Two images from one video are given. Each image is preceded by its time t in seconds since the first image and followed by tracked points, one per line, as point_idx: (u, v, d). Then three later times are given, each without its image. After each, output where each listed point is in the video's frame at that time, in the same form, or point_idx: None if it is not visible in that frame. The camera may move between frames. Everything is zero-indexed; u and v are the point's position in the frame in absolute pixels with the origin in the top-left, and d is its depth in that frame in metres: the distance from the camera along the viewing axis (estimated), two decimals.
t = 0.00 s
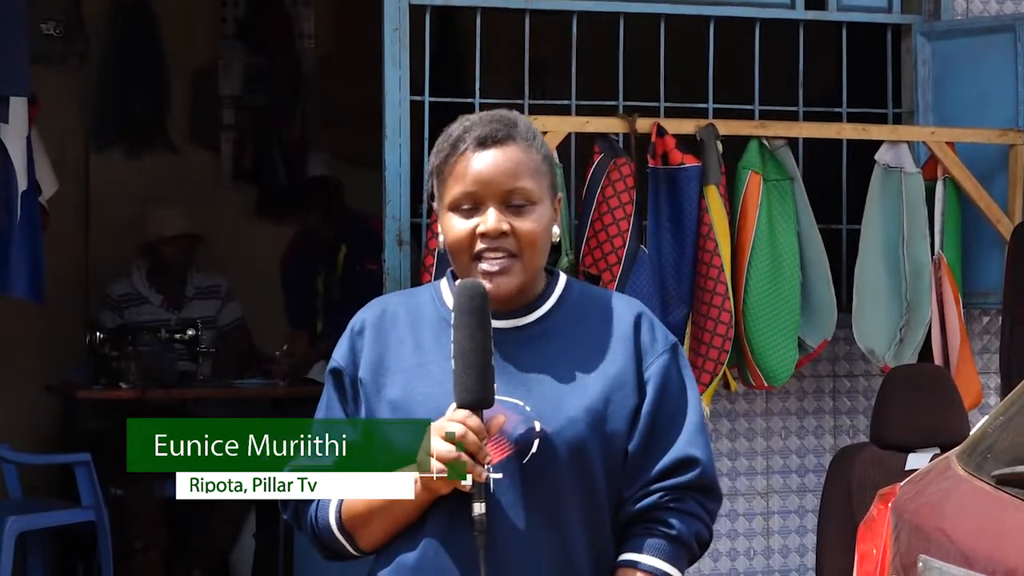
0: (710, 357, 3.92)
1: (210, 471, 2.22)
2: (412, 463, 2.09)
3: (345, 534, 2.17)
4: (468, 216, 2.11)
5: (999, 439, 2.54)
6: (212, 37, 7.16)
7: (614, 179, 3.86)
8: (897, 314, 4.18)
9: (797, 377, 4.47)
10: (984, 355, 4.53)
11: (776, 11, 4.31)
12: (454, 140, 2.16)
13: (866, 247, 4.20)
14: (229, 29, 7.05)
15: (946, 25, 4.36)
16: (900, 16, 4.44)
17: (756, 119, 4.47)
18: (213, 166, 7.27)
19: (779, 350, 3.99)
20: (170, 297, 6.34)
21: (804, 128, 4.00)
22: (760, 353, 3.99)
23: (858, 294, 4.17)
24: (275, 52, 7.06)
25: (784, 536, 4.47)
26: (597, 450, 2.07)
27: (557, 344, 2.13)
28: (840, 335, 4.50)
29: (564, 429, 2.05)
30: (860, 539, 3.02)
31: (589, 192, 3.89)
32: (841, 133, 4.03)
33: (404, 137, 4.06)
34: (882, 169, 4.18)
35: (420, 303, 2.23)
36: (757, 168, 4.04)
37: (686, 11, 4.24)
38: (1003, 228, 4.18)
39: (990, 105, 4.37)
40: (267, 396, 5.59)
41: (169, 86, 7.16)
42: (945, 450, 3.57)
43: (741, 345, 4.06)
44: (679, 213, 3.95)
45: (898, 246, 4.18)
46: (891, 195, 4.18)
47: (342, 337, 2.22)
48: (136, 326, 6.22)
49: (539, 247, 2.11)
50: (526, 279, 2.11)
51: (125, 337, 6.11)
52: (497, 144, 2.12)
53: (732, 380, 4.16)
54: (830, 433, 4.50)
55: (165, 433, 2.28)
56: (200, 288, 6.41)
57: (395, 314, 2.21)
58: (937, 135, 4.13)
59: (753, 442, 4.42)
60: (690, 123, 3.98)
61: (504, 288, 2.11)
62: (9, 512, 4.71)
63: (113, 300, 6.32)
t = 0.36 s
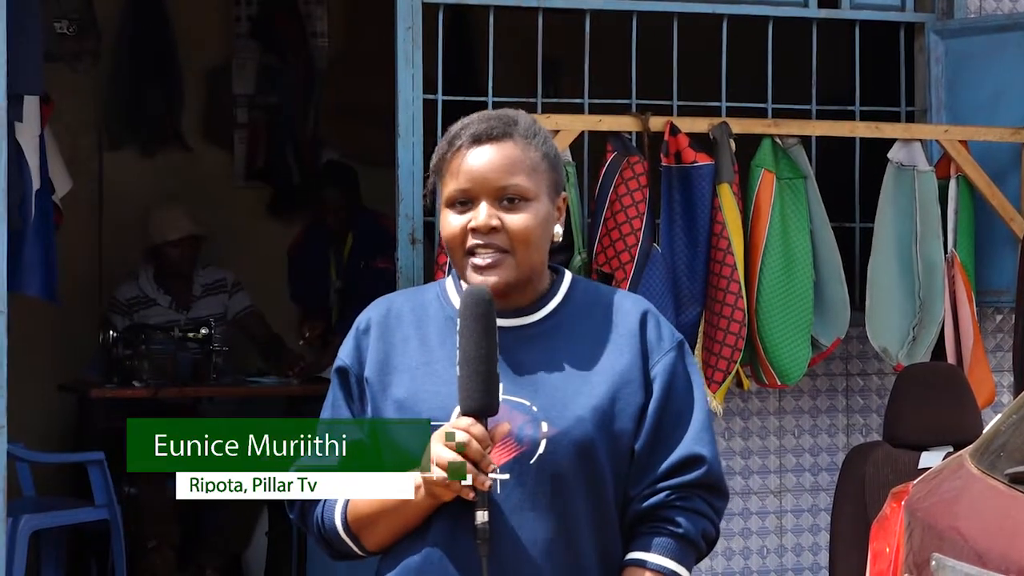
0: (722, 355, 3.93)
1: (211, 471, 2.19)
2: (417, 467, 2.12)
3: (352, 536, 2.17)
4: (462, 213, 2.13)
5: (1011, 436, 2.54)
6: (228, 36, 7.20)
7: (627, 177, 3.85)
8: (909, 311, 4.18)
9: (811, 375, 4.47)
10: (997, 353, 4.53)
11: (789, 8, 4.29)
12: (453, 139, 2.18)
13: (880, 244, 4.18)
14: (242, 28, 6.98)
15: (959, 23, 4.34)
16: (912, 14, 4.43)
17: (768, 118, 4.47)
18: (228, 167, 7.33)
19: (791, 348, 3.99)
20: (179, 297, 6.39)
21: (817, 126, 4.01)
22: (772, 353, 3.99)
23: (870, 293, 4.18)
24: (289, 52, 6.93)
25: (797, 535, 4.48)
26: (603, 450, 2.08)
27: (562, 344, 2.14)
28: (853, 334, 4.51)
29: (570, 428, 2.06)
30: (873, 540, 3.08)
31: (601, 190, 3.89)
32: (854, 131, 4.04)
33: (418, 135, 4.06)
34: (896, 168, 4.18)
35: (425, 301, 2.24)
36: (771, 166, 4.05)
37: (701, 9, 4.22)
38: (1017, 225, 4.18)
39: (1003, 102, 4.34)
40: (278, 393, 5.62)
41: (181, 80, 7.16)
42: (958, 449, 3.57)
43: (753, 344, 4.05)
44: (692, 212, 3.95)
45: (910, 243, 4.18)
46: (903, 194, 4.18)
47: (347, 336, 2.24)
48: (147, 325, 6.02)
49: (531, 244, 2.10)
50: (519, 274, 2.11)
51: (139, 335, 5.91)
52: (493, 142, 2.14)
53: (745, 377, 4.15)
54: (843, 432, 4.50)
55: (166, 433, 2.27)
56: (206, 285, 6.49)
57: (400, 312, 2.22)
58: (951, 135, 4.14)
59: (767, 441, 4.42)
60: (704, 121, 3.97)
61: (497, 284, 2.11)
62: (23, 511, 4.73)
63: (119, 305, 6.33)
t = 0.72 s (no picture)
0: (734, 353, 3.93)
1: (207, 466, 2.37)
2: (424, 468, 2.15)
3: (359, 537, 2.18)
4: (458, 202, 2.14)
5: (1022, 435, 2.54)
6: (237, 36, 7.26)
7: (637, 176, 3.85)
8: (920, 310, 4.18)
9: (822, 374, 4.47)
10: (1009, 352, 4.53)
11: (797, 7, 4.29)
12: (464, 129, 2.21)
13: (892, 240, 4.19)
14: (253, 27, 7.08)
15: (969, 22, 4.34)
16: (922, 11, 4.44)
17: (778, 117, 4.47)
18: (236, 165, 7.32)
19: (802, 347, 3.99)
20: (185, 297, 6.38)
21: (827, 125, 4.00)
22: (784, 352, 3.99)
23: (883, 290, 4.17)
24: (301, 51, 7.03)
25: (808, 534, 4.47)
26: (611, 448, 2.09)
27: (568, 343, 2.14)
28: (864, 333, 4.50)
29: (577, 427, 2.06)
30: (884, 539, 3.06)
31: (611, 188, 3.88)
32: (865, 129, 4.04)
33: (428, 134, 4.06)
34: (905, 168, 4.18)
35: (430, 299, 2.23)
36: (781, 165, 4.04)
37: (713, 7, 4.23)
38: None
39: (1014, 102, 4.33)
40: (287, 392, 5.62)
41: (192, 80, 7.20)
42: (968, 448, 3.57)
43: (764, 343, 4.05)
44: (702, 211, 3.94)
45: (921, 241, 4.19)
46: (914, 191, 4.19)
47: (352, 335, 2.23)
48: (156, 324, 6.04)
49: (517, 239, 2.09)
50: (503, 268, 2.11)
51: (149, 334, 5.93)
52: (496, 134, 2.15)
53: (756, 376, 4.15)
54: (854, 430, 4.49)
55: (167, 433, 2.46)
56: (211, 282, 6.52)
57: (405, 311, 2.21)
58: (962, 133, 4.12)
59: (777, 440, 4.42)
60: (715, 120, 3.96)
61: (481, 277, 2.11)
62: (36, 510, 4.74)
63: (129, 308, 6.31)
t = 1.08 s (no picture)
0: (743, 353, 3.92)
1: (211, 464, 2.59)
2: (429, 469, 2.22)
3: (377, 538, 2.25)
4: (475, 221, 2.19)
5: None
6: (245, 36, 7.28)
7: (646, 176, 3.85)
8: (929, 310, 4.17)
9: (830, 373, 4.46)
10: (1017, 352, 4.53)
11: (806, 7, 4.29)
12: (474, 145, 2.25)
13: (898, 242, 4.18)
14: (261, 27, 6.96)
15: (978, 22, 4.33)
16: (931, 11, 4.43)
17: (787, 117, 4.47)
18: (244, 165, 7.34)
19: (811, 348, 3.99)
20: (188, 297, 6.39)
21: (835, 125, 4.00)
22: (792, 352, 3.99)
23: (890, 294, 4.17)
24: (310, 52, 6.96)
25: (816, 534, 4.47)
26: (632, 450, 2.16)
27: (593, 348, 2.22)
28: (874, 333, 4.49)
29: (601, 430, 2.14)
30: (892, 540, 3.07)
31: (619, 188, 3.88)
32: (874, 130, 4.04)
33: (437, 134, 4.06)
34: (913, 168, 4.17)
35: (455, 302, 2.30)
36: (790, 165, 4.04)
37: (722, 7, 4.23)
38: None
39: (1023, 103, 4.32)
40: (294, 392, 5.65)
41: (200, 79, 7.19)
42: (977, 448, 3.57)
43: (772, 343, 4.05)
44: (711, 211, 3.94)
45: (927, 244, 4.18)
46: (921, 192, 4.18)
47: (375, 337, 2.29)
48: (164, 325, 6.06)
49: (535, 256, 2.16)
50: (525, 282, 2.18)
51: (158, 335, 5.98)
52: (506, 153, 2.19)
53: (764, 376, 4.15)
54: (863, 430, 4.49)
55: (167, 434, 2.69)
56: (214, 282, 6.52)
57: (427, 315, 2.28)
58: (971, 134, 4.12)
59: (786, 439, 4.41)
60: (723, 120, 3.96)
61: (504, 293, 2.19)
62: (44, 510, 4.76)
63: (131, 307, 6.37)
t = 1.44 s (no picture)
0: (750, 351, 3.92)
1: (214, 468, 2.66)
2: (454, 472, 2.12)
3: (418, 529, 2.13)
4: (538, 205, 2.06)
5: None
6: (251, 37, 7.28)
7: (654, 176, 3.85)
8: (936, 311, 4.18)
9: (838, 373, 4.46)
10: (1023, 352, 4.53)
11: (814, 7, 4.28)
12: (538, 129, 2.12)
13: (906, 243, 4.20)
14: (269, 27, 6.94)
15: (986, 22, 4.33)
16: (939, 11, 4.42)
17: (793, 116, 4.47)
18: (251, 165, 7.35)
19: (818, 348, 3.99)
20: (191, 301, 6.39)
21: (842, 125, 4.00)
22: (800, 350, 3.99)
23: (897, 291, 4.18)
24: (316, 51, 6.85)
25: (823, 534, 4.48)
26: (671, 449, 2.02)
27: (635, 342, 2.08)
28: (880, 334, 4.50)
29: (639, 428, 2.00)
30: (899, 540, 3.07)
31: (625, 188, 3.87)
32: (881, 129, 4.04)
33: (444, 134, 4.05)
34: (920, 168, 4.18)
35: (500, 294, 2.16)
36: (797, 165, 4.04)
37: (730, 7, 4.22)
38: None
39: None
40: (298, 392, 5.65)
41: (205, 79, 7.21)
42: (984, 448, 3.55)
43: (779, 342, 4.05)
44: (718, 212, 3.94)
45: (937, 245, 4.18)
46: (927, 194, 4.18)
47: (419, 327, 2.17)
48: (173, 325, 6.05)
49: (601, 244, 2.04)
50: (586, 272, 2.05)
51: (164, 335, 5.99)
52: (575, 138, 2.07)
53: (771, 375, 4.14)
54: (870, 430, 4.49)
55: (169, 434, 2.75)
56: (222, 286, 6.49)
57: (474, 305, 2.15)
58: (977, 134, 4.13)
59: (793, 439, 4.42)
60: (731, 120, 3.98)
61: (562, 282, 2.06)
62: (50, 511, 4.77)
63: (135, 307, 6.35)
